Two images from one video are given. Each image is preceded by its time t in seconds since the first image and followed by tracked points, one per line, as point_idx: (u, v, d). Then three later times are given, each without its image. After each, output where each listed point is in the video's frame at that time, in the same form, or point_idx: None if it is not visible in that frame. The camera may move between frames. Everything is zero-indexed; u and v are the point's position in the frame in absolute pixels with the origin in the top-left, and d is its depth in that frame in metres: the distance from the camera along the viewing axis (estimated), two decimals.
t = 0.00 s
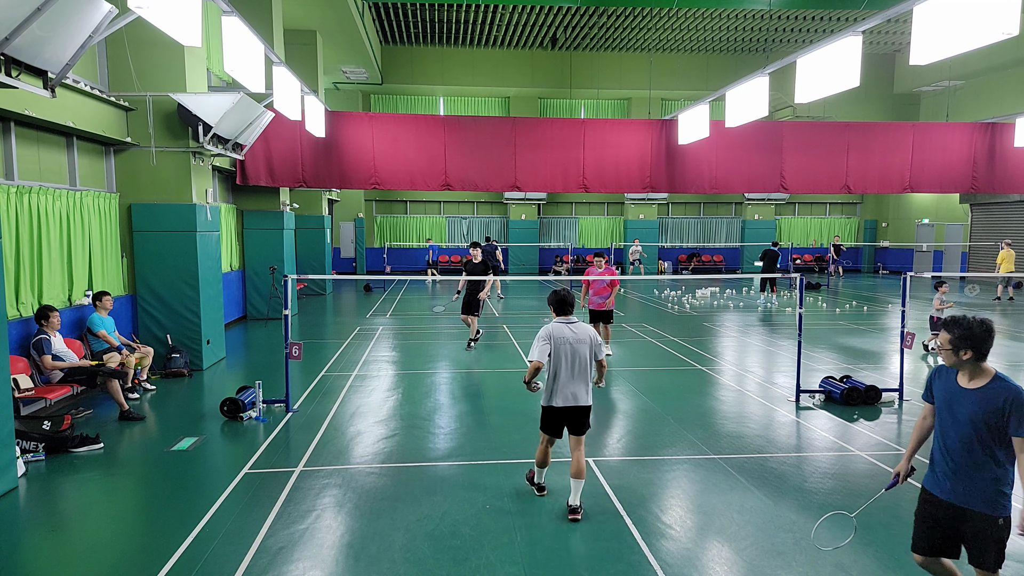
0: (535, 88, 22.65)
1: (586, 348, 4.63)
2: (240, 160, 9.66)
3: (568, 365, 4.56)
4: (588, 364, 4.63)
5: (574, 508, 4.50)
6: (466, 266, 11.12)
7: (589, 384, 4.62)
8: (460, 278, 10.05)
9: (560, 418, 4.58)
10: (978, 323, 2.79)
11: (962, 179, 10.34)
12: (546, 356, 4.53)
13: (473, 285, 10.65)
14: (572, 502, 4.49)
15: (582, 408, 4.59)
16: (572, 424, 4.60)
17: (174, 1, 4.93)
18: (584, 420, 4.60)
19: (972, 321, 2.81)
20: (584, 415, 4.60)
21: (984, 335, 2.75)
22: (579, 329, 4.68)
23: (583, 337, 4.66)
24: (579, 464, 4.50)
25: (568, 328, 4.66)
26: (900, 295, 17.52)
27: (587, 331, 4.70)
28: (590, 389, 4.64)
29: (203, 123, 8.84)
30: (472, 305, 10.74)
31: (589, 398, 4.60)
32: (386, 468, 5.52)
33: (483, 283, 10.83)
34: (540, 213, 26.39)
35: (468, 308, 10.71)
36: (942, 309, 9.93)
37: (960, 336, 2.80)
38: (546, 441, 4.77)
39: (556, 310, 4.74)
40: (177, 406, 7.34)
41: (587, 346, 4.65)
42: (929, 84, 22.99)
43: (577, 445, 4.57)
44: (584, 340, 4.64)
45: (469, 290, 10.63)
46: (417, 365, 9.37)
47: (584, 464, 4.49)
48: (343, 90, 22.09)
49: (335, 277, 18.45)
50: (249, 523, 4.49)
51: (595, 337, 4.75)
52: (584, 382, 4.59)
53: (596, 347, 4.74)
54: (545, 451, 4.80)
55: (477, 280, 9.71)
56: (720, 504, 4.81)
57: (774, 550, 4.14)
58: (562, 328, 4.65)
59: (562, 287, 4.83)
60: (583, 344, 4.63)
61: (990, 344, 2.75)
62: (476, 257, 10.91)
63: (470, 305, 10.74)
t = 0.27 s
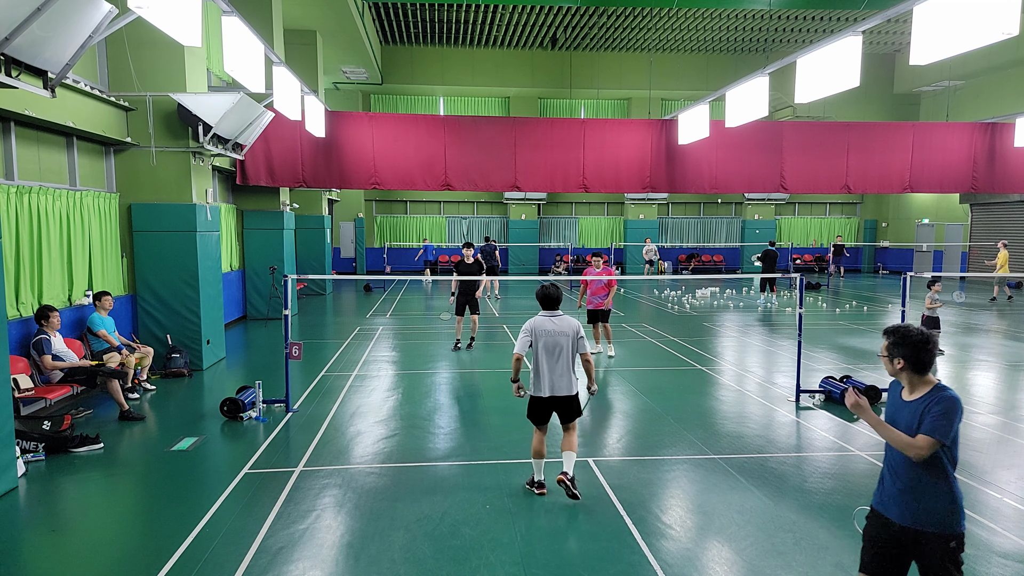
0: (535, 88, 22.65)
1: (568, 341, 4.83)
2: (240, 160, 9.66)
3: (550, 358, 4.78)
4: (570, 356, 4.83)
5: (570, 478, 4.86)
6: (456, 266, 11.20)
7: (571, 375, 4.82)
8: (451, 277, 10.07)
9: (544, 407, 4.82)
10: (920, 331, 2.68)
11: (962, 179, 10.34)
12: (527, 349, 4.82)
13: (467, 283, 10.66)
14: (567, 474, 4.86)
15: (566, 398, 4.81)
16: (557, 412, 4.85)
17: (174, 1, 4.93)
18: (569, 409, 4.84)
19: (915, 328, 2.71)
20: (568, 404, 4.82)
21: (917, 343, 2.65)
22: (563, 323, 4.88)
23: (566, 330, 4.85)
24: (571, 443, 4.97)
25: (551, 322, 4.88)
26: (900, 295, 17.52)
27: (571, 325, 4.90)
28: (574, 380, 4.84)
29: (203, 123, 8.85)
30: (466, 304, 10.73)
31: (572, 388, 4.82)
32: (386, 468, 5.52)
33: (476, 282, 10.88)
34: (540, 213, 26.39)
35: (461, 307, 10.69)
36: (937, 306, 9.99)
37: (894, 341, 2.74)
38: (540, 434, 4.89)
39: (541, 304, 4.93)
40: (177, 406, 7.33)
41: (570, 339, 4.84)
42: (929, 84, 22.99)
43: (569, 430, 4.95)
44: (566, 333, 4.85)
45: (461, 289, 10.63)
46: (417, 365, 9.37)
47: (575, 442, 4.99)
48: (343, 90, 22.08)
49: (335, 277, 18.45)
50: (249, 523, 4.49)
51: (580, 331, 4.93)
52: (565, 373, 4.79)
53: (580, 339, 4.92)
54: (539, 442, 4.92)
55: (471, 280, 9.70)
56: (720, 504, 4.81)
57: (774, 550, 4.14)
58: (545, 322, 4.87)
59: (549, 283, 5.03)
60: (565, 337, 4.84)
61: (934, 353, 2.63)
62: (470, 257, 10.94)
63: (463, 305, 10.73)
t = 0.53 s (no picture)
0: (535, 88, 22.65)
1: (566, 337, 4.81)
2: (239, 160, 9.66)
3: (548, 354, 4.78)
4: (568, 352, 4.83)
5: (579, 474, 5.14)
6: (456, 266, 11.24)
7: (569, 371, 4.82)
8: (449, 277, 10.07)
9: (542, 402, 4.82)
10: (856, 324, 2.73)
11: (962, 179, 10.34)
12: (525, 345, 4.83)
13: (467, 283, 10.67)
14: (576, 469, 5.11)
15: (563, 393, 4.81)
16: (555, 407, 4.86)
17: (175, 1, 4.93)
18: (567, 404, 4.84)
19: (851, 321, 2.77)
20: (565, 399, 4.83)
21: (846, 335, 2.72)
22: (561, 319, 4.84)
23: (565, 326, 4.83)
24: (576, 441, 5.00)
25: (550, 318, 4.85)
26: (899, 295, 17.52)
27: (570, 321, 4.86)
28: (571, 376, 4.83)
29: (203, 123, 8.85)
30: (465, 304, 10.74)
31: (569, 384, 4.81)
32: (386, 467, 5.52)
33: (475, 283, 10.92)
34: (540, 213, 26.39)
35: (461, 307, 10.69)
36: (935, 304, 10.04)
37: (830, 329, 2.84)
38: (540, 431, 4.90)
39: (541, 301, 4.92)
40: (177, 406, 7.33)
41: (568, 335, 4.82)
42: (929, 84, 22.99)
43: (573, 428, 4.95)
44: (564, 329, 4.82)
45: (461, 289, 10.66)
46: (417, 365, 9.37)
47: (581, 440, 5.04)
48: (343, 90, 22.08)
49: (335, 277, 18.45)
50: (249, 523, 4.49)
51: (579, 327, 4.90)
52: (562, 369, 4.79)
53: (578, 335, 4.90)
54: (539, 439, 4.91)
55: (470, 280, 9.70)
56: (721, 504, 4.81)
57: (774, 550, 4.14)
58: (544, 319, 4.85)
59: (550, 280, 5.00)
60: (563, 333, 4.81)
61: (861, 347, 2.66)
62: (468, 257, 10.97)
63: (461, 305, 10.74)
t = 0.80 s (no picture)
0: (535, 88, 22.65)
1: (577, 335, 4.87)
2: (239, 160, 9.67)
3: (560, 351, 4.79)
4: (579, 350, 4.87)
5: (578, 473, 5.15)
6: (463, 266, 11.27)
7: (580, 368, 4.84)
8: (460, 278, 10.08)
9: (553, 398, 4.81)
10: (795, 329, 2.70)
11: (962, 179, 10.34)
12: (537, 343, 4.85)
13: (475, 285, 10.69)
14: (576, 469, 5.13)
15: (575, 390, 4.82)
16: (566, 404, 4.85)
17: (174, 1, 4.93)
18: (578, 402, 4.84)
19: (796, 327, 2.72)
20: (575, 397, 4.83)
21: (782, 340, 2.71)
22: (571, 318, 4.91)
23: (574, 325, 4.89)
24: (578, 440, 5.00)
25: (559, 317, 4.90)
26: (899, 295, 17.52)
27: (579, 320, 4.94)
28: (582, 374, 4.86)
29: (203, 123, 8.86)
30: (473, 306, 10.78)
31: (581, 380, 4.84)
32: (386, 468, 5.52)
33: (484, 283, 10.93)
34: (540, 213, 26.39)
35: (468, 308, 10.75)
36: (935, 304, 10.06)
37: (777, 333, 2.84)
38: (540, 426, 4.91)
39: (549, 301, 4.97)
40: (177, 406, 7.33)
41: (578, 333, 4.88)
42: (929, 84, 22.99)
43: (576, 427, 4.95)
44: (574, 327, 4.88)
45: (470, 290, 10.71)
46: (417, 365, 9.37)
47: (583, 440, 5.03)
48: (343, 90, 22.08)
49: (335, 277, 18.45)
50: (249, 523, 4.49)
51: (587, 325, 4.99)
52: (575, 366, 4.80)
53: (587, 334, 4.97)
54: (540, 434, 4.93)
55: (479, 280, 9.70)
56: (720, 504, 4.81)
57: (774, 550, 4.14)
58: (554, 318, 4.89)
59: (556, 281, 5.10)
60: (574, 331, 4.87)
61: (797, 351, 2.63)
62: (477, 258, 11.00)
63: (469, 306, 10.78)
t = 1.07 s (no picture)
0: (535, 88, 22.65)
1: (570, 334, 4.88)
2: (239, 160, 9.67)
3: (556, 351, 4.79)
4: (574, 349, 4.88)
5: (578, 473, 5.16)
6: (470, 266, 11.34)
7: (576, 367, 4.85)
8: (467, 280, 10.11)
9: (554, 398, 4.81)
10: (728, 324, 2.74)
11: (962, 179, 10.34)
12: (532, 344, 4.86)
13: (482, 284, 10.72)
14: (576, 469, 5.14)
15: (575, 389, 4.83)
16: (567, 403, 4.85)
17: (175, 1, 4.93)
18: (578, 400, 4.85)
19: (732, 321, 2.74)
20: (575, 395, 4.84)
21: (717, 335, 2.75)
22: (563, 318, 4.93)
23: (567, 324, 4.91)
24: (578, 440, 4.99)
25: (551, 317, 4.91)
26: (899, 295, 17.52)
27: (571, 319, 4.96)
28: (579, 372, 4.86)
29: (203, 123, 8.86)
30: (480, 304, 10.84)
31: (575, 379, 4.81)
32: (386, 468, 5.52)
33: (492, 283, 10.95)
34: (540, 213, 26.39)
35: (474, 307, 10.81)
36: (935, 303, 10.07)
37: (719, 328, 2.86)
38: (540, 428, 4.90)
39: (539, 303, 4.99)
40: (177, 406, 7.33)
41: (572, 331, 4.89)
42: (929, 84, 22.99)
43: (576, 427, 4.95)
44: (568, 326, 4.89)
45: (478, 289, 10.77)
46: (417, 365, 9.37)
47: (583, 440, 5.02)
48: (343, 90, 22.08)
49: (335, 277, 18.45)
50: (249, 523, 4.49)
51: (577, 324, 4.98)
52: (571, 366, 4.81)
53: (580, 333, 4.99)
54: (539, 436, 4.92)
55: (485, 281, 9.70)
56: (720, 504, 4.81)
57: (774, 551, 4.13)
58: (547, 318, 4.90)
59: (545, 282, 5.11)
60: (568, 330, 4.87)
61: (729, 344, 2.67)
62: (485, 257, 11.02)
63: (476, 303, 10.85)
